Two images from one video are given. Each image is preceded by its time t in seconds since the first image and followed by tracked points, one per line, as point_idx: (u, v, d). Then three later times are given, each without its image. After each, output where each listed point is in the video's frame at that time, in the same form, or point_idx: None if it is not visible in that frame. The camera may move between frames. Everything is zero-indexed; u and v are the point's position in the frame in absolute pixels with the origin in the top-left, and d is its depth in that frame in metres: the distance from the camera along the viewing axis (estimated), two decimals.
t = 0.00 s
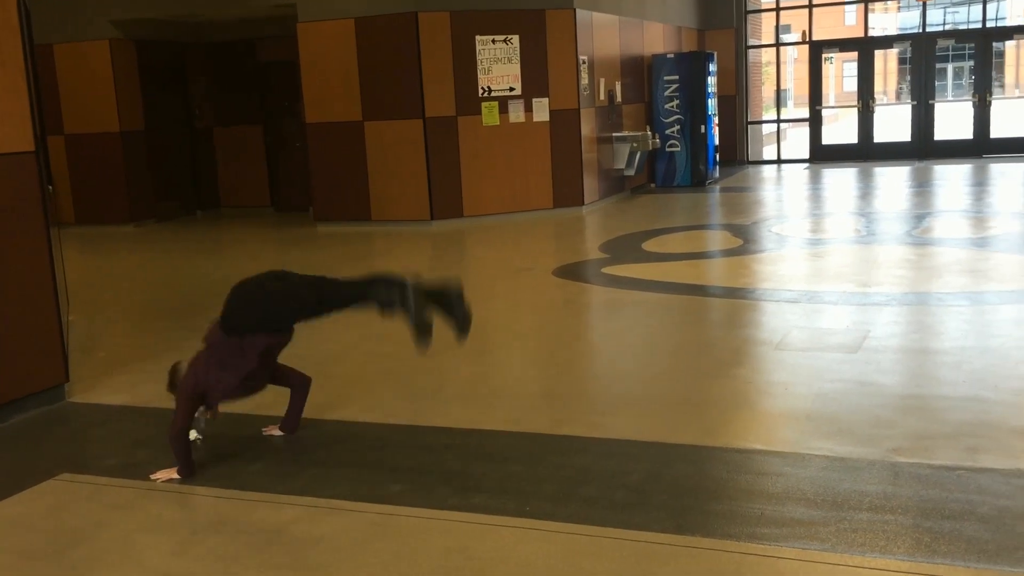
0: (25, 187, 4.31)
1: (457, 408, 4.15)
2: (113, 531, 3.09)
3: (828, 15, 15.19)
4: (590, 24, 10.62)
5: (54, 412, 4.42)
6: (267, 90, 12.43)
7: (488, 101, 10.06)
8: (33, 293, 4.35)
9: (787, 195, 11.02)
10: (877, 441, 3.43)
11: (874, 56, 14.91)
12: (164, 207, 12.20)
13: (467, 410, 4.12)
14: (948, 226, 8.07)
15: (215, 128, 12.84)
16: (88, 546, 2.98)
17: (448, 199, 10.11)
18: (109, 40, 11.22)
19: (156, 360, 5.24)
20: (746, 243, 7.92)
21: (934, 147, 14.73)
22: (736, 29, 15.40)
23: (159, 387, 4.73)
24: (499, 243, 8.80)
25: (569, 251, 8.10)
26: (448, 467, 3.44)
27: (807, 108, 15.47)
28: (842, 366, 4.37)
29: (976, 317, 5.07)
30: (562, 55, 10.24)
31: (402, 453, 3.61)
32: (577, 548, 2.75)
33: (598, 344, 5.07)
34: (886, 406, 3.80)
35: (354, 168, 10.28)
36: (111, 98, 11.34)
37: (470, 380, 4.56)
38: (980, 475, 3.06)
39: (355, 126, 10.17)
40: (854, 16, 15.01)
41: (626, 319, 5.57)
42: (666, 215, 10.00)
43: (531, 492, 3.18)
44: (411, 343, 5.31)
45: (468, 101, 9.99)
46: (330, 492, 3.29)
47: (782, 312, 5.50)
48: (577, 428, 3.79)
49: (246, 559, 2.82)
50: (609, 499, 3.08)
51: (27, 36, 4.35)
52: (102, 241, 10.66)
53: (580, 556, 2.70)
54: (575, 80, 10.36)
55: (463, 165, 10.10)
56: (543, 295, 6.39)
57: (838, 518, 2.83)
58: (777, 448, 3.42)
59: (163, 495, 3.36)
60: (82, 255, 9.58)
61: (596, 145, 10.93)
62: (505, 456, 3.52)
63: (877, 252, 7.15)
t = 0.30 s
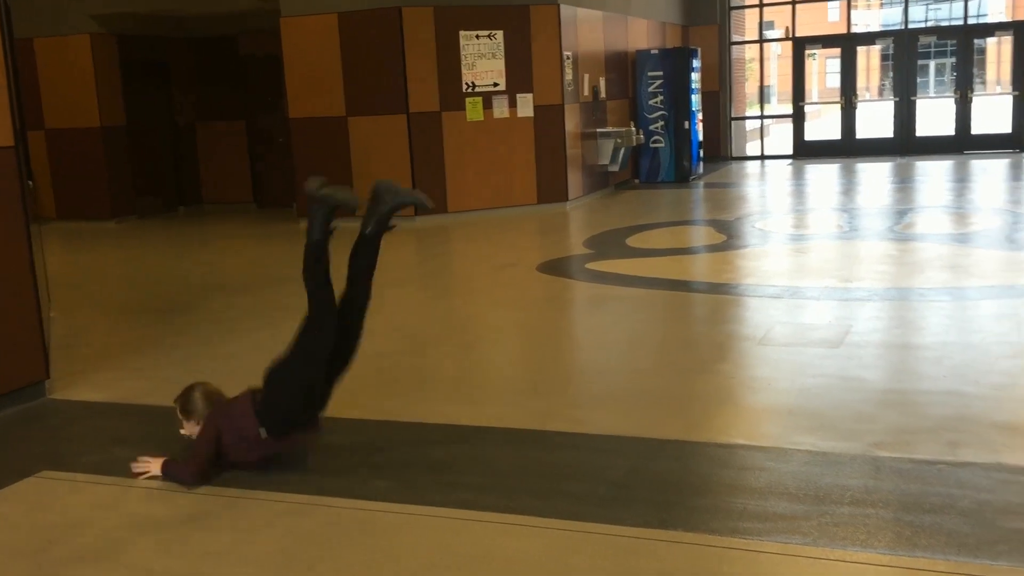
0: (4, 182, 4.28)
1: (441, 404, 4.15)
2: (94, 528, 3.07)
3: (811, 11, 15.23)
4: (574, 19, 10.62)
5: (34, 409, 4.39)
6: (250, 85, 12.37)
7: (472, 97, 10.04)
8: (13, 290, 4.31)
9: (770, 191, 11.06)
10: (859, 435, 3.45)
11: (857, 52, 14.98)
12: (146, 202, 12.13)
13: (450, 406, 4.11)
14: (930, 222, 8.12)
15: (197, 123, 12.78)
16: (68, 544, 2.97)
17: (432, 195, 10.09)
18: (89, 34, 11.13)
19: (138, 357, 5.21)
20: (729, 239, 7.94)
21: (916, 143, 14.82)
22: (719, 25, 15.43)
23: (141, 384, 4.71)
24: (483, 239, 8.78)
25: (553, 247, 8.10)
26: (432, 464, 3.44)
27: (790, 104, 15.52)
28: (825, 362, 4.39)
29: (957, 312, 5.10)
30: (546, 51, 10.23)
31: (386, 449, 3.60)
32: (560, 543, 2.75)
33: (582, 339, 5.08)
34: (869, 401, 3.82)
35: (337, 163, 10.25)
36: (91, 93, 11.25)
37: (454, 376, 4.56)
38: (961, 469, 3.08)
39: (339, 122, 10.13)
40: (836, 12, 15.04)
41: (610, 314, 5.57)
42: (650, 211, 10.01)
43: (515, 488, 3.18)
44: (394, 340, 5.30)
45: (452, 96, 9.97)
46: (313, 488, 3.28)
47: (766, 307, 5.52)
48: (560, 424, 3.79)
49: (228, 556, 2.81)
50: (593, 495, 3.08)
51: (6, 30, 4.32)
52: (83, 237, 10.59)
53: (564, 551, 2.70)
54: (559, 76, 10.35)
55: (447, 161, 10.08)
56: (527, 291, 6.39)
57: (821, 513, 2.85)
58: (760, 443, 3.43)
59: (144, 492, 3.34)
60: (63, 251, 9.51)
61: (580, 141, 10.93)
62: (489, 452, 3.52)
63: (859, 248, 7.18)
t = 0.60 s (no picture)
0: None
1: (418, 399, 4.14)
2: (67, 526, 3.04)
3: (788, 8, 15.29)
4: (552, 15, 10.61)
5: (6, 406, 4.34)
6: (226, 79, 12.28)
7: (450, 92, 10.01)
8: None
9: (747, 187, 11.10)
10: (834, 429, 3.48)
11: (833, 49, 15.07)
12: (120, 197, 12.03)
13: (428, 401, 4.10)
14: (905, 217, 8.18)
15: (172, 117, 12.69)
16: (41, 541, 2.94)
17: (409, 190, 10.07)
18: (63, 27, 11.02)
19: (112, 353, 5.17)
20: (706, 234, 7.97)
21: (890, 139, 14.94)
22: (696, 21, 15.47)
23: (114, 381, 4.67)
24: (461, 234, 8.77)
25: (531, 243, 8.10)
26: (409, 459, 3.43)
27: (767, 100, 15.58)
28: (801, 356, 4.41)
29: (931, 307, 5.15)
30: (524, 46, 10.22)
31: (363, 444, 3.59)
32: (537, 539, 2.75)
33: (560, 334, 5.09)
34: (843, 395, 3.85)
35: (315, 158, 10.21)
36: (65, 87, 11.14)
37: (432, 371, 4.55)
38: (934, 462, 3.11)
39: (316, 116, 10.08)
40: (813, 9, 15.10)
41: (588, 310, 5.58)
42: (627, 207, 10.03)
43: (493, 482, 3.18)
44: (372, 335, 5.28)
45: (430, 91, 9.94)
46: (288, 484, 3.27)
47: (743, 302, 5.55)
48: (538, 419, 3.79)
49: (203, 553, 2.79)
50: (570, 490, 3.08)
51: None
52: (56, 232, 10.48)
53: (540, 546, 2.70)
54: (537, 71, 10.33)
55: (425, 156, 10.05)
56: (505, 286, 6.39)
57: (795, 506, 2.87)
58: (737, 437, 3.45)
59: (119, 489, 3.31)
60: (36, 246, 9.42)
61: (558, 136, 10.93)
62: (466, 447, 3.52)
63: (835, 243, 7.23)
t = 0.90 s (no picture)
0: None
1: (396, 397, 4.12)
2: (41, 527, 3.00)
3: (764, 6, 15.35)
4: (530, 12, 10.60)
5: None
6: (201, 76, 12.18)
7: (428, 89, 9.99)
8: None
9: (725, 185, 11.15)
10: (811, 425, 3.50)
11: (809, 47, 15.15)
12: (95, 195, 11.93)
13: (406, 399, 4.09)
14: (880, 215, 8.24)
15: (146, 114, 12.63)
16: (14, 543, 2.90)
17: (387, 188, 10.04)
18: (35, 24, 10.89)
19: (85, 352, 5.12)
20: (684, 232, 7.99)
21: (865, 137, 15.05)
22: (674, 19, 15.51)
23: (88, 380, 4.62)
24: (439, 232, 8.75)
25: (509, 240, 8.09)
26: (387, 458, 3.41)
27: (744, 98, 15.65)
28: (778, 353, 4.44)
29: (906, 303, 5.19)
30: (502, 44, 10.19)
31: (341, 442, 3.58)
32: (516, 537, 2.74)
33: (539, 332, 5.08)
34: (820, 391, 3.88)
35: (292, 156, 10.16)
36: (38, 85, 11.02)
37: (410, 369, 4.53)
38: (909, 458, 3.14)
39: (293, 114, 10.03)
40: (789, 7, 15.18)
41: (566, 307, 5.58)
42: (606, 205, 10.04)
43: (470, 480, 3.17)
44: (349, 334, 5.26)
45: (408, 89, 9.91)
46: (265, 484, 3.24)
47: (720, 299, 5.57)
48: (517, 417, 3.79)
49: (180, 554, 2.76)
50: (549, 488, 3.08)
51: None
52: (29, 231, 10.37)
53: (518, 545, 2.70)
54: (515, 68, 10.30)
55: (403, 154, 10.03)
56: (483, 284, 6.37)
57: (772, 502, 2.88)
58: (714, 434, 3.46)
59: (94, 490, 3.28)
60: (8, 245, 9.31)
61: (536, 134, 10.92)
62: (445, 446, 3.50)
63: (812, 240, 7.27)
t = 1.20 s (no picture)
0: None
1: (375, 398, 4.11)
2: (14, 531, 2.98)
3: (742, 7, 15.42)
4: (508, 13, 10.60)
5: None
6: (178, 75, 12.09)
7: (406, 89, 9.97)
8: None
9: (703, 184, 11.20)
10: (787, 423, 3.52)
11: (786, 48, 15.25)
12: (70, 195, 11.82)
13: (385, 399, 4.08)
14: (856, 214, 8.32)
15: (122, 113, 12.51)
16: None
17: (366, 187, 10.02)
18: (9, 22, 10.75)
19: (60, 354, 5.07)
20: (663, 231, 8.02)
21: (842, 137, 15.16)
22: (652, 20, 15.54)
23: (61, 382, 4.57)
24: (418, 232, 8.74)
25: (489, 240, 8.10)
26: (366, 458, 3.41)
27: (722, 98, 15.72)
28: (755, 352, 4.46)
29: (882, 302, 5.24)
30: (480, 43, 10.19)
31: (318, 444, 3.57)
32: (495, 537, 2.75)
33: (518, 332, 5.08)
34: (797, 390, 3.90)
35: (270, 156, 10.12)
36: (12, 83, 10.88)
37: (390, 369, 4.53)
38: (885, 455, 3.16)
39: (270, 113, 9.98)
40: (767, 8, 15.25)
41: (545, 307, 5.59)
42: (585, 204, 10.06)
43: (449, 481, 3.17)
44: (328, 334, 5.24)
45: (386, 88, 9.89)
46: (241, 485, 3.23)
47: (699, 298, 5.59)
48: (497, 416, 3.79)
49: (156, 557, 2.75)
50: (528, 486, 3.09)
51: None
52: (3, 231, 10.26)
53: (497, 544, 2.70)
54: (494, 68, 10.29)
55: (381, 154, 10.01)
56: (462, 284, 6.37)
57: (750, 500, 2.90)
58: (692, 432, 3.48)
59: (69, 492, 3.25)
60: None
61: (515, 134, 10.91)
62: (423, 445, 3.50)
63: (789, 240, 7.32)
